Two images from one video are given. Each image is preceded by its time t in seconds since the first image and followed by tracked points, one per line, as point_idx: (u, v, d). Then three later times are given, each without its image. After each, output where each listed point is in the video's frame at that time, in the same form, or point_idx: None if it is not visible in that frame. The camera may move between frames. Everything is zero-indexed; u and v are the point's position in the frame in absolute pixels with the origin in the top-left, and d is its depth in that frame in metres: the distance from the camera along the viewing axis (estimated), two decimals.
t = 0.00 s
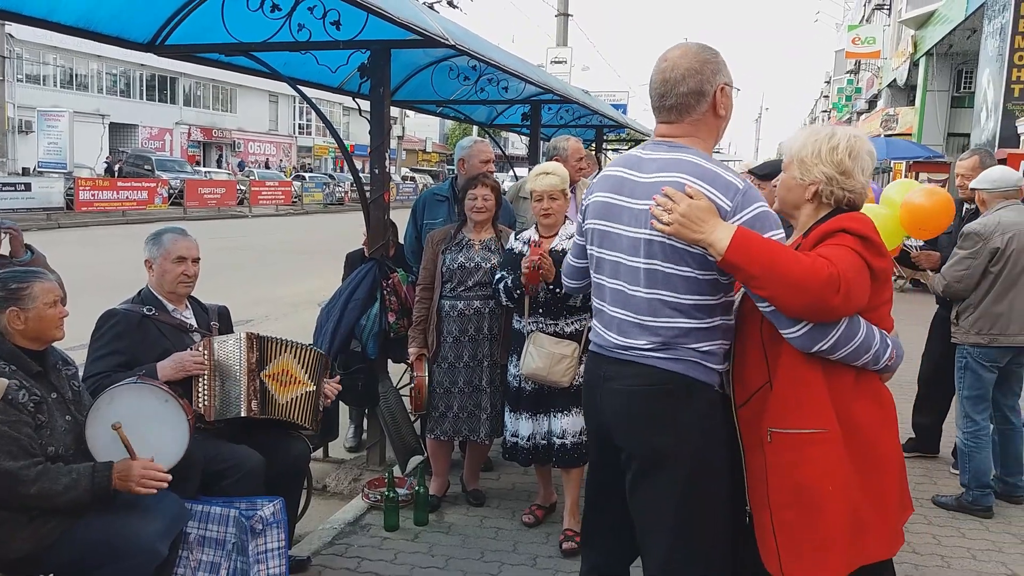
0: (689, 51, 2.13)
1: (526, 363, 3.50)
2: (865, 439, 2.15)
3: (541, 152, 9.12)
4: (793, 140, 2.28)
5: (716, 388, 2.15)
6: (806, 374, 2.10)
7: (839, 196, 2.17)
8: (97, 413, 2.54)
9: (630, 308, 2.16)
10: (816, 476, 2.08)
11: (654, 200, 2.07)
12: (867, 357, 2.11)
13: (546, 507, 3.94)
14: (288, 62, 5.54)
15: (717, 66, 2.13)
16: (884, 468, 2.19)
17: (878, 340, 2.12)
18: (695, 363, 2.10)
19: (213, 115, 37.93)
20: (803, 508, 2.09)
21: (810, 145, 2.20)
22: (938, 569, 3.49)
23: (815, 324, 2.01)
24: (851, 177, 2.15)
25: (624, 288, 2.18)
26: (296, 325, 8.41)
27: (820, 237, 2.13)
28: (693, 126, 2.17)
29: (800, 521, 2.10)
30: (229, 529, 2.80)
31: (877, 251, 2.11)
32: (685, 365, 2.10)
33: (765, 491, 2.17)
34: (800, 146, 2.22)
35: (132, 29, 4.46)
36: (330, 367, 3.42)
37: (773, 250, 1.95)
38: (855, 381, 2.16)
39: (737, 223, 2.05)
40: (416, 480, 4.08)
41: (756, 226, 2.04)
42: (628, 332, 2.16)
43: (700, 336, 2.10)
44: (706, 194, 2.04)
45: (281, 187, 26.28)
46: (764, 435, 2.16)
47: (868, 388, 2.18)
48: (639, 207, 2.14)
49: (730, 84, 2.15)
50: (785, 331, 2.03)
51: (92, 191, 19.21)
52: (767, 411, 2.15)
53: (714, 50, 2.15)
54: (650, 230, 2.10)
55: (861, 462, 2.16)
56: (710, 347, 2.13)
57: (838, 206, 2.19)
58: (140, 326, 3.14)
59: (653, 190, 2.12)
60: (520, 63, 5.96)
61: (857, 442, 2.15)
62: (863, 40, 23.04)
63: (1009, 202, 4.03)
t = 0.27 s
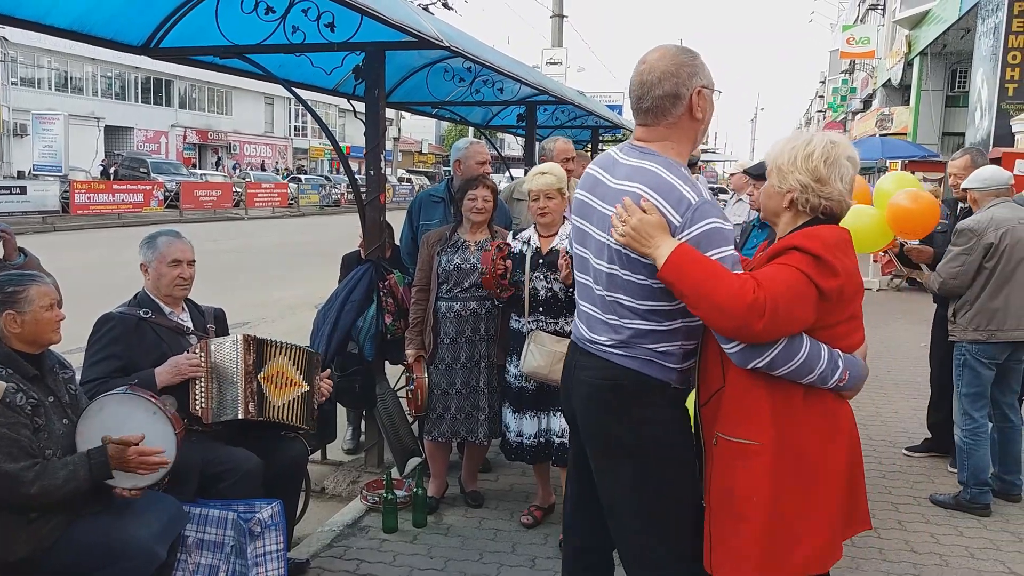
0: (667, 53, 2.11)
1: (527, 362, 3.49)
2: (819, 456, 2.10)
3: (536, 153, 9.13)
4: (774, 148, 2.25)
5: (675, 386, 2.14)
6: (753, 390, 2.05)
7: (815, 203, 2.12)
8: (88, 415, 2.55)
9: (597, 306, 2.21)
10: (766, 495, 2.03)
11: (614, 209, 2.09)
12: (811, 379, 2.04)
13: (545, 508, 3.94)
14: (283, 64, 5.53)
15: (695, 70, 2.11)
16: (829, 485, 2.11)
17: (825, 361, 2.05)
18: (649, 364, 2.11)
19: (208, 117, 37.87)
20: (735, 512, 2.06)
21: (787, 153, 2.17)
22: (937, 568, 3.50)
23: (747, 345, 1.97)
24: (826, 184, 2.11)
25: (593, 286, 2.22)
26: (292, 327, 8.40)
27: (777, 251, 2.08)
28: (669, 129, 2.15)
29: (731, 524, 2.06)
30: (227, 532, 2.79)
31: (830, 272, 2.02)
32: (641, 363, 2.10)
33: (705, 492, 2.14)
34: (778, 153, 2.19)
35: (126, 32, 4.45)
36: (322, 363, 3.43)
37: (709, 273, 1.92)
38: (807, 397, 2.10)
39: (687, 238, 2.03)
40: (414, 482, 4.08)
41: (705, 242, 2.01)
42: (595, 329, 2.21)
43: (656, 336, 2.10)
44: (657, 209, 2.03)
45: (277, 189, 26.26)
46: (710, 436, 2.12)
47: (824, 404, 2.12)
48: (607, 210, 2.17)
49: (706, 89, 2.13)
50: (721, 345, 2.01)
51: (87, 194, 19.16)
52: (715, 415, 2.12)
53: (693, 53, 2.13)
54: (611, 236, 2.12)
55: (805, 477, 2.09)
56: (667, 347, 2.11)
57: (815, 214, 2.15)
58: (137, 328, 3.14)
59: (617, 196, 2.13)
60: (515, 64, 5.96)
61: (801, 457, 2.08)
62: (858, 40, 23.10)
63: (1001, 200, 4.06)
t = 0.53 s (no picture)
0: (657, 60, 2.13)
1: (525, 362, 3.49)
2: (784, 470, 1.98)
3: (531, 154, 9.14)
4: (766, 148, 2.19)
5: (642, 390, 2.14)
6: (705, 395, 1.99)
7: (795, 205, 2.04)
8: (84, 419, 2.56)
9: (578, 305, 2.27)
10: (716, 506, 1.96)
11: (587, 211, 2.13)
12: (764, 389, 1.94)
13: (540, 508, 3.95)
14: (277, 66, 5.54)
15: (683, 77, 2.11)
16: (788, 503, 1.98)
17: (778, 371, 1.93)
18: (615, 366, 2.14)
19: (203, 119, 37.83)
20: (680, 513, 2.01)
21: (771, 154, 2.12)
22: (931, 566, 3.51)
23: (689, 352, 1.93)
24: (804, 184, 2.03)
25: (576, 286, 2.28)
26: (288, 329, 8.40)
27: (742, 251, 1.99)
28: (655, 135, 2.16)
29: (675, 525, 2.01)
30: (222, 534, 2.79)
31: (786, 280, 1.90)
32: (608, 363, 2.15)
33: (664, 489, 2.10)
34: (763, 156, 2.15)
35: (120, 35, 4.45)
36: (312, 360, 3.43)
37: (647, 279, 1.90)
38: (771, 406, 1.98)
39: (645, 243, 2.03)
40: (410, 483, 4.08)
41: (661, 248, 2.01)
42: (575, 327, 2.27)
43: (622, 338, 2.12)
44: (621, 212, 2.05)
45: (272, 191, 26.25)
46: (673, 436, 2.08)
47: (793, 414, 1.99)
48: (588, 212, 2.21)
49: (693, 96, 2.11)
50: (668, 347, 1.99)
51: (82, 197, 19.12)
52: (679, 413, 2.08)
53: (684, 59, 2.13)
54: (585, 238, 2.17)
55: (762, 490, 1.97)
56: (635, 350, 2.11)
57: (796, 216, 2.06)
58: (133, 331, 3.13)
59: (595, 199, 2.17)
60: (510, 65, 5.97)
61: (756, 470, 1.96)
62: (852, 40, 23.16)
63: (990, 199, 4.08)
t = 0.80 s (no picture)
0: (644, 52, 2.15)
1: (516, 361, 3.51)
2: (753, 467, 1.88)
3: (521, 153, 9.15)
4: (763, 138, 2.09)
5: (638, 384, 2.14)
6: (678, 383, 1.97)
7: (777, 196, 1.94)
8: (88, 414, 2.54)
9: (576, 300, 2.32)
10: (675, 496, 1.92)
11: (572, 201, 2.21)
12: (724, 374, 1.86)
13: (533, 507, 3.95)
14: (266, 66, 5.53)
15: (669, 67, 2.12)
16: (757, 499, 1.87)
17: (739, 355, 1.84)
18: (610, 360, 2.17)
19: (192, 120, 37.64)
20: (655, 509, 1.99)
21: (758, 145, 2.02)
22: (921, 560, 3.54)
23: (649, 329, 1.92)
24: (786, 175, 1.92)
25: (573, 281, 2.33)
26: (279, 329, 8.38)
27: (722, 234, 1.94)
28: (643, 125, 2.18)
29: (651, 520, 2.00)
30: (214, 535, 2.78)
31: (747, 261, 1.82)
32: (603, 356, 2.19)
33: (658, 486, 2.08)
34: (750, 147, 2.05)
35: (107, 35, 4.43)
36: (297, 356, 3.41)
37: (606, 258, 1.91)
38: (739, 398, 1.90)
39: (616, 222, 2.06)
40: (402, 482, 4.08)
41: (629, 226, 2.03)
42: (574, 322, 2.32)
43: (614, 331, 2.14)
44: (596, 196, 2.11)
45: (262, 192, 26.16)
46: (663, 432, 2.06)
47: (765, 409, 1.88)
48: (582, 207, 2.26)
49: (680, 86, 2.12)
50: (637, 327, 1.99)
51: (70, 199, 19.00)
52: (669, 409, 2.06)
53: (673, 51, 2.14)
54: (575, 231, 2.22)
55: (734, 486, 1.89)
56: (626, 343, 2.13)
57: (781, 208, 1.95)
58: (126, 331, 3.11)
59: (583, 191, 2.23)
60: (499, 64, 5.97)
61: (722, 463, 1.90)
62: (840, 38, 23.26)
63: (975, 195, 4.12)
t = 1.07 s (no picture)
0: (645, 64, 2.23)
1: (515, 362, 3.52)
2: (728, 466, 1.86)
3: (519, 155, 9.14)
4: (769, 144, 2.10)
5: (638, 393, 2.28)
6: (663, 377, 1.97)
7: (779, 200, 1.95)
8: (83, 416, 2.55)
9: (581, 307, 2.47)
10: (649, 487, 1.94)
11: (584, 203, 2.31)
12: (702, 365, 1.87)
13: (532, 509, 3.95)
14: (264, 68, 5.53)
15: (665, 76, 2.18)
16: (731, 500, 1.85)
17: (716, 346, 1.85)
18: (613, 367, 2.32)
19: (189, 122, 37.62)
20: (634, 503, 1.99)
21: (762, 150, 2.04)
22: (920, 561, 3.54)
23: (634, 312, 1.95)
24: (786, 179, 1.93)
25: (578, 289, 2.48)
26: (276, 331, 8.37)
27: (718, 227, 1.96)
28: (645, 133, 2.24)
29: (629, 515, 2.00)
30: (213, 538, 2.78)
31: (731, 251, 1.84)
32: (604, 362, 2.34)
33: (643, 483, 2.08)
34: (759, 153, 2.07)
35: (105, 37, 4.43)
36: (296, 360, 3.39)
37: (597, 239, 1.98)
38: (720, 395, 1.90)
39: (612, 213, 2.13)
40: (401, 484, 4.08)
41: (623, 216, 2.08)
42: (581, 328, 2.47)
43: (611, 335, 2.29)
44: (596, 192, 2.20)
45: (259, 194, 26.14)
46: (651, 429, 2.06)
47: (744, 408, 1.87)
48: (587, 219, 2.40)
49: (675, 93, 2.16)
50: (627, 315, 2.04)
51: (68, 201, 18.95)
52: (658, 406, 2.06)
53: (673, 60, 2.19)
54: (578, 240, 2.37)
55: (710, 485, 1.89)
56: (622, 346, 2.27)
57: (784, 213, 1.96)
58: (131, 332, 3.12)
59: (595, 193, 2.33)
60: (496, 66, 5.97)
61: (699, 460, 1.89)
62: (837, 39, 23.26)
63: (972, 195, 4.12)
